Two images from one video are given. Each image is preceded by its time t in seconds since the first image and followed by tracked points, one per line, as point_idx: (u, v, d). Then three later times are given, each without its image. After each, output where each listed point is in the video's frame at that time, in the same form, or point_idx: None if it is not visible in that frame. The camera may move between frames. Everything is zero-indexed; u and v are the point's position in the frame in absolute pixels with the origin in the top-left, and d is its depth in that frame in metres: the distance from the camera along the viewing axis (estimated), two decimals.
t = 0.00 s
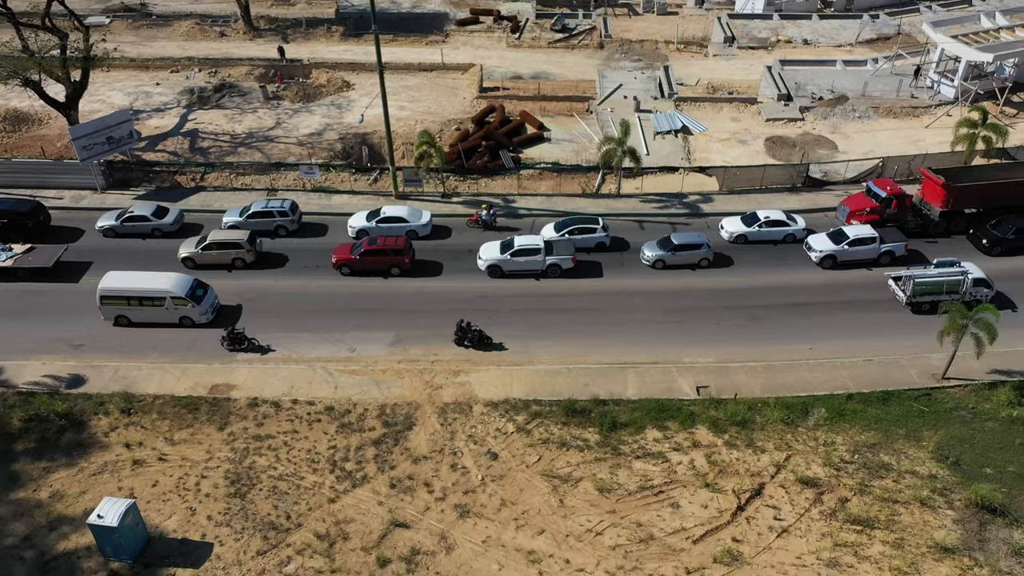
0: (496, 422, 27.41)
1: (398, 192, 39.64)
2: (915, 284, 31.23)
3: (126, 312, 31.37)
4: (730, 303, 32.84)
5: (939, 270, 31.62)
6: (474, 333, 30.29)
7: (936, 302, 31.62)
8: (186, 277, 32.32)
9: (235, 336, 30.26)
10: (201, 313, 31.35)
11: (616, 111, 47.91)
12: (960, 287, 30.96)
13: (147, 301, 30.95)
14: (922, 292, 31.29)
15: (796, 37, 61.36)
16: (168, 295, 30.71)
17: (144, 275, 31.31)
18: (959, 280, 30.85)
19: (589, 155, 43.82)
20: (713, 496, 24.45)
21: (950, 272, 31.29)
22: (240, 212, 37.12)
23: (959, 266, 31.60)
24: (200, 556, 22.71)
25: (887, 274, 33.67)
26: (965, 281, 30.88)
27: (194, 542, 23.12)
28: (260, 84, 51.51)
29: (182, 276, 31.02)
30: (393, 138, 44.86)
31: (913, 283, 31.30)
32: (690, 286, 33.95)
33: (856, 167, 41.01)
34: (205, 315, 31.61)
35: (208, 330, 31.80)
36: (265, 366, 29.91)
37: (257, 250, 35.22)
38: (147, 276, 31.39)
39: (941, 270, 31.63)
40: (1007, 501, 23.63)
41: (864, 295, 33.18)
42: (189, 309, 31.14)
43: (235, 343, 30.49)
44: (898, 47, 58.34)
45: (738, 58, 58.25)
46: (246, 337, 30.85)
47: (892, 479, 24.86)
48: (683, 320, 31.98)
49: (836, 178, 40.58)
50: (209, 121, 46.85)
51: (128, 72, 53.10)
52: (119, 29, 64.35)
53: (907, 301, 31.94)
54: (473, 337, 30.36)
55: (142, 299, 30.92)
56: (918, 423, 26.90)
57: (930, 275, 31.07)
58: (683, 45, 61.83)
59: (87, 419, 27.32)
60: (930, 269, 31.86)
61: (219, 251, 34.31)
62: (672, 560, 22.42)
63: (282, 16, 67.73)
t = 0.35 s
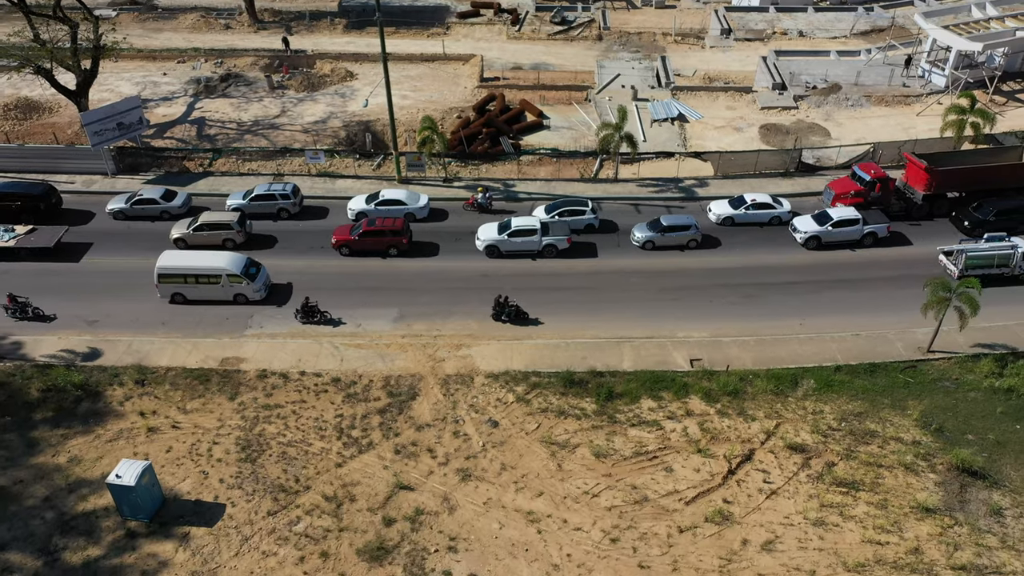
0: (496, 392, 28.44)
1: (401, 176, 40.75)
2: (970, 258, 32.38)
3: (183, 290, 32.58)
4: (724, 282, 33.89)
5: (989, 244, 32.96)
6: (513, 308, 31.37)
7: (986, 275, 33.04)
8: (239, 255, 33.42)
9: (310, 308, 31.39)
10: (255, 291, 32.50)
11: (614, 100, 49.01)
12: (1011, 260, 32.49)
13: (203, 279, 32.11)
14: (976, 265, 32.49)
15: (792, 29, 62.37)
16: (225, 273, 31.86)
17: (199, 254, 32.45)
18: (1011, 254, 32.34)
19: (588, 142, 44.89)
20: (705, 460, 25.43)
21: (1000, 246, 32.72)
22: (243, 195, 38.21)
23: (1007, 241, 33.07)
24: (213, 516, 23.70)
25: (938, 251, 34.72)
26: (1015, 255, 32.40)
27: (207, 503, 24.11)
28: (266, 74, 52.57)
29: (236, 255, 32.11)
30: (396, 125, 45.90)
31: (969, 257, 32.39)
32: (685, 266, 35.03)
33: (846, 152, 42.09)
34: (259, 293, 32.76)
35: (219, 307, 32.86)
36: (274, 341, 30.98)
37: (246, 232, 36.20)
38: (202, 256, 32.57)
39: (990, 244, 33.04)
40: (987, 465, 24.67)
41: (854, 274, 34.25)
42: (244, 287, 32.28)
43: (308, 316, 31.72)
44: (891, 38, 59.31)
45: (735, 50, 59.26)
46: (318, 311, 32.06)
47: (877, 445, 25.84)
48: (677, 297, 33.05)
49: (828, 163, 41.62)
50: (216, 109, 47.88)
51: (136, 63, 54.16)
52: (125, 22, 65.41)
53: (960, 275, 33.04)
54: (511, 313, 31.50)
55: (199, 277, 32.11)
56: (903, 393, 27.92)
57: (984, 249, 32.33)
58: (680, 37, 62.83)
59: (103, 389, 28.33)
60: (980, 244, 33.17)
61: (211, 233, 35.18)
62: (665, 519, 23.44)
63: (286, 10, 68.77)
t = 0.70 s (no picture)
0: (497, 371, 29.19)
1: (404, 165, 41.55)
2: None
3: (239, 274, 33.22)
4: (720, 267, 34.62)
5: None
6: (552, 291, 32.06)
7: None
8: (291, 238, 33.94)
9: (387, 288, 32.28)
10: (310, 275, 33.14)
11: (613, 91, 49.77)
12: None
13: (261, 263, 32.70)
14: None
15: (788, 22, 63.08)
16: (282, 257, 32.40)
17: (254, 238, 32.93)
18: None
19: (587, 132, 45.64)
20: (700, 436, 26.13)
21: None
22: (244, 182, 38.95)
23: None
24: (223, 488, 24.37)
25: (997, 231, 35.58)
26: None
27: (216, 476, 24.75)
28: (269, 66, 53.30)
29: (293, 239, 32.66)
30: (398, 116, 46.61)
31: None
32: (682, 251, 35.75)
33: (840, 142, 42.92)
34: (313, 276, 33.38)
35: (226, 291, 33.58)
36: (279, 323, 31.73)
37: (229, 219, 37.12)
38: (258, 239, 33.10)
39: None
40: (975, 440, 25.42)
41: (847, 259, 34.99)
42: (299, 271, 32.91)
43: (385, 294, 32.60)
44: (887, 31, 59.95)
45: (732, 43, 59.95)
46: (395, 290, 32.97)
47: (868, 421, 26.54)
48: (674, 281, 33.79)
49: (823, 153, 42.36)
50: (220, 100, 48.60)
51: (141, 56, 54.87)
52: (130, 15, 66.07)
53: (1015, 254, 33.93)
54: (551, 295, 32.20)
55: (255, 261, 32.66)
56: (894, 371, 28.66)
57: None
58: (678, 30, 63.46)
59: (114, 369, 29.02)
60: None
61: (192, 219, 36.31)
62: (661, 492, 24.16)
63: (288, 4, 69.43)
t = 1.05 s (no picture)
0: (498, 365, 29.49)
1: (406, 162, 41.91)
2: None
3: (288, 268, 33.62)
4: (719, 262, 34.92)
5: None
6: (589, 284, 32.39)
7: None
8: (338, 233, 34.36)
9: (458, 279, 32.85)
10: (358, 269, 33.59)
11: (613, 89, 50.13)
12: None
13: (310, 258, 33.14)
14: None
15: (788, 20, 63.38)
16: (330, 251, 32.88)
17: (303, 233, 33.39)
18: None
19: (587, 129, 45.97)
20: (699, 428, 26.44)
21: None
22: (245, 178, 39.33)
23: None
24: (228, 479, 24.65)
25: None
26: None
27: (222, 468, 25.03)
28: (271, 64, 53.61)
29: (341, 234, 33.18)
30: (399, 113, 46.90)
31: None
32: (682, 247, 36.05)
33: (837, 138, 43.23)
34: (361, 271, 33.84)
35: (230, 286, 33.89)
36: (283, 317, 32.06)
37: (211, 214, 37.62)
38: (307, 234, 33.57)
39: None
40: (971, 432, 25.72)
41: (845, 254, 35.29)
42: (348, 265, 33.38)
43: (456, 285, 33.16)
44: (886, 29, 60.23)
45: (732, 41, 60.27)
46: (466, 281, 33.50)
47: (865, 413, 26.84)
48: (674, 276, 34.09)
49: (822, 149, 42.69)
50: (223, 98, 48.91)
51: (145, 53, 55.18)
52: (132, 14, 66.34)
53: None
54: (587, 288, 32.49)
55: (304, 255, 33.10)
56: (891, 365, 28.97)
57: None
58: (678, 28, 63.67)
59: (120, 363, 29.31)
60: None
61: (175, 214, 36.72)
62: (661, 483, 24.48)
63: (289, 3, 69.72)
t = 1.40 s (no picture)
0: (499, 399, 29.46)
1: (408, 196, 42.38)
2: None
3: (340, 301, 33.79)
4: (720, 296, 35.05)
5: None
6: (631, 317, 32.53)
7: None
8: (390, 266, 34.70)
9: (538, 308, 33.20)
10: (409, 301, 33.80)
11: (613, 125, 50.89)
12: None
13: (362, 289, 33.37)
14: None
15: (785, 58, 64.43)
16: (383, 283, 33.19)
17: (356, 267, 33.76)
18: None
19: (587, 164, 46.49)
20: (702, 463, 26.33)
21: None
22: (247, 212, 39.77)
23: None
24: (227, 514, 24.48)
25: None
26: None
27: (221, 502, 24.89)
28: (276, 100, 54.39)
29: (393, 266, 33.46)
30: (401, 148, 47.45)
31: None
32: (682, 281, 36.22)
33: (835, 174, 43.69)
34: (412, 303, 34.02)
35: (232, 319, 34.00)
36: (284, 350, 32.11)
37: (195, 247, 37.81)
38: (357, 267, 33.94)
39: None
40: (975, 467, 25.60)
41: (845, 289, 35.43)
42: (400, 297, 33.59)
43: (536, 315, 33.46)
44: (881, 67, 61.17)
45: (730, 78, 61.22)
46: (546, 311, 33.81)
47: (867, 448, 26.74)
48: (674, 310, 34.19)
49: (820, 185, 43.13)
50: (228, 133, 49.56)
51: (151, 89, 56.01)
52: (140, 50, 67.49)
53: None
54: (630, 321, 32.67)
55: (356, 287, 33.37)
56: (892, 400, 28.91)
57: None
58: (677, 65, 64.64)
59: (120, 396, 29.31)
60: None
61: (158, 247, 36.90)
62: (663, 518, 24.32)
63: (294, 40, 70.95)
